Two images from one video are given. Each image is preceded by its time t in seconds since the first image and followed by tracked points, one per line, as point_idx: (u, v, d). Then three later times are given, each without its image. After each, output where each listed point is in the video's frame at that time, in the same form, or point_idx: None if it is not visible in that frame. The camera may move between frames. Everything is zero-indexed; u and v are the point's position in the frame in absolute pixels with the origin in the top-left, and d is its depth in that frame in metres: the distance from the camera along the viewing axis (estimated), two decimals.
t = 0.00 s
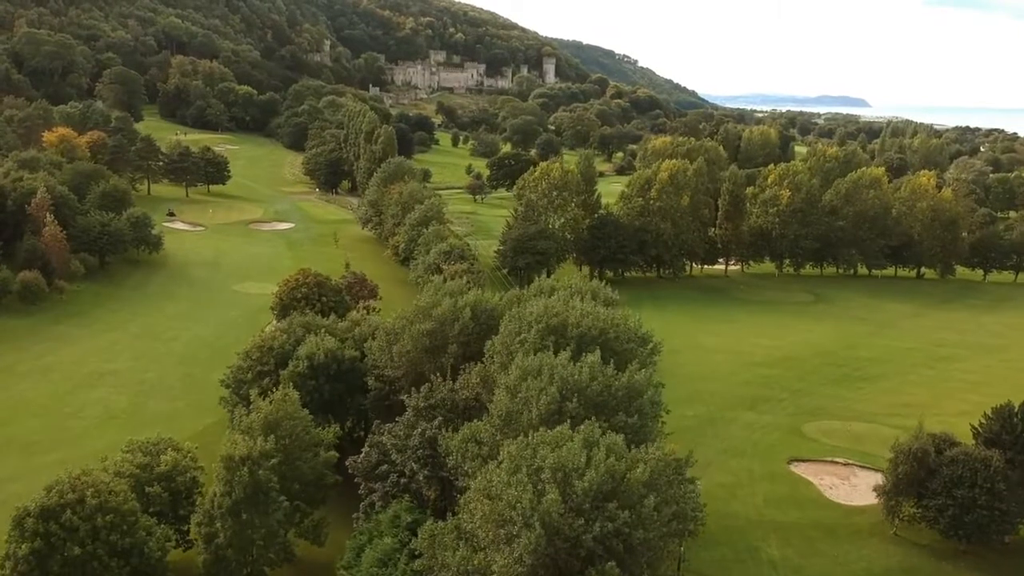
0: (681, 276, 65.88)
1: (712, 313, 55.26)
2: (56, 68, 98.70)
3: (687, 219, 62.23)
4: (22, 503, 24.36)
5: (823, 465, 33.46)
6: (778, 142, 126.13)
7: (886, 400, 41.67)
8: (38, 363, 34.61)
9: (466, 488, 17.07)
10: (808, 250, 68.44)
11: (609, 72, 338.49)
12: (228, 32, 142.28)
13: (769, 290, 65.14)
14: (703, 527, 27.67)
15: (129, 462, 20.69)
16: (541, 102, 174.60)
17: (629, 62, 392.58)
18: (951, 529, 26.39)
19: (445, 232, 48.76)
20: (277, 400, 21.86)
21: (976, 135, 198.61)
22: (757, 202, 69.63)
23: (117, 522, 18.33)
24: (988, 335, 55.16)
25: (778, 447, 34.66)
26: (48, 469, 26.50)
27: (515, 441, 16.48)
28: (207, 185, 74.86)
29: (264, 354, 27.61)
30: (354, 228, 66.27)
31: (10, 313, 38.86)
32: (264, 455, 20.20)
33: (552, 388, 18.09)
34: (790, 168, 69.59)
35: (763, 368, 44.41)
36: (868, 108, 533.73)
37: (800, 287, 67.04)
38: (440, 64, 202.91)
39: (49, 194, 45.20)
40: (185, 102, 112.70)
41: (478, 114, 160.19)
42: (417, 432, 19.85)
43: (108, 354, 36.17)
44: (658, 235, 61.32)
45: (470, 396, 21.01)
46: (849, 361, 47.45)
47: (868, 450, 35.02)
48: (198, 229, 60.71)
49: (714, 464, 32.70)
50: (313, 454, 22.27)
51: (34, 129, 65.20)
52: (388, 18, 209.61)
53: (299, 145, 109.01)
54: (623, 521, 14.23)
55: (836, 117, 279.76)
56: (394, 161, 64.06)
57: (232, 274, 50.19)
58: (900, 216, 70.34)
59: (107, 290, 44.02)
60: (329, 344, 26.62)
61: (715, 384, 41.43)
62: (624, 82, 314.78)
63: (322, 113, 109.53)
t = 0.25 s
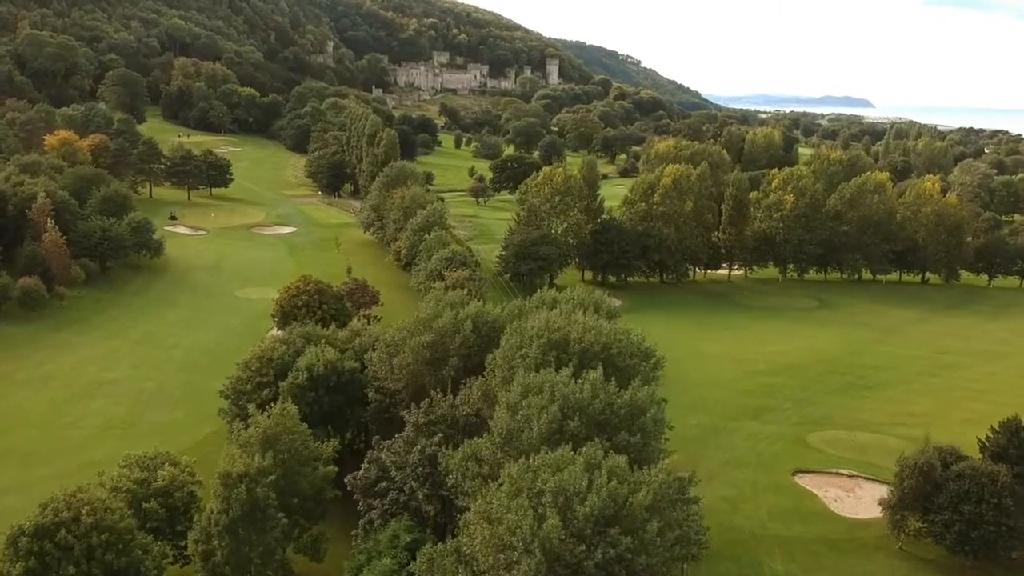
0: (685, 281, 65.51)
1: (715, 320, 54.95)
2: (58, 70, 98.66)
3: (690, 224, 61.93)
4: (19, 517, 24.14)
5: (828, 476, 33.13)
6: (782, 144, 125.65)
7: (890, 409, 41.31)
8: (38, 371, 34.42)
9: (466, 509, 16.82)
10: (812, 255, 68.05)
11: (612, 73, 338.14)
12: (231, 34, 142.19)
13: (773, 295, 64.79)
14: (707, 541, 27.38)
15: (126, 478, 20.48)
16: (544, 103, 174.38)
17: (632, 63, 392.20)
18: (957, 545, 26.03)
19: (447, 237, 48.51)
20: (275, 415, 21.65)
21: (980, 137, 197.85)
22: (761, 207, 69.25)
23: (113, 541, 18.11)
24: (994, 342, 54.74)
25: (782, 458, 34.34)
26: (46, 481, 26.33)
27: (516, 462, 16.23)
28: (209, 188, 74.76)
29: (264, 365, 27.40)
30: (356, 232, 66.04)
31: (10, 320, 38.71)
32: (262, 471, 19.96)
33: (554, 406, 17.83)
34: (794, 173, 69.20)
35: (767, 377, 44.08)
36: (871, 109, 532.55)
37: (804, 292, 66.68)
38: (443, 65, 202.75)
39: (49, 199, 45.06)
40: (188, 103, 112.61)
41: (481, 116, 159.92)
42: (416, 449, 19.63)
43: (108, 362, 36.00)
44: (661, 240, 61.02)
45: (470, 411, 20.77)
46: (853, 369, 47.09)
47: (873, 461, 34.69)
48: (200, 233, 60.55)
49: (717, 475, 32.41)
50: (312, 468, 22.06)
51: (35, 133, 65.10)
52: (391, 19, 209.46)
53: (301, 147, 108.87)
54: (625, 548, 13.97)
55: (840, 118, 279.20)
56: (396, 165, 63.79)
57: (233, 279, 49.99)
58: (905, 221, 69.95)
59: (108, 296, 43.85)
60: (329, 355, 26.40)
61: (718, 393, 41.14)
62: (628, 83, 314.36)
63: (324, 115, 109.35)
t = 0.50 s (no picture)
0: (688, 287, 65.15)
1: (718, 326, 54.61)
2: (61, 72, 98.60)
3: (693, 230, 61.63)
4: (15, 530, 23.91)
5: (832, 488, 32.82)
6: (786, 147, 125.19)
7: (895, 419, 40.97)
8: (37, 378, 34.22)
9: (465, 532, 16.58)
10: (816, 260, 67.66)
11: (615, 74, 337.73)
12: (234, 35, 142.09)
13: (776, 301, 64.42)
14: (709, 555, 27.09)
15: (123, 494, 20.27)
16: (547, 105, 174.16)
17: (635, 63, 391.82)
18: (964, 561, 25.69)
19: (449, 244, 48.24)
20: (274, 430, 21.42)
21: (985, 139, 197.10)
22: (765, 212, 68.86)
23: (109, 560, 17.89)
24: (999, 350, 54.32)
25: (786, 469, 34.04)
26: (44, 492, 26.11)
27: (516, 485, 15.97)
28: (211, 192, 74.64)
29: (263, 377, 27.20)
30: (357, 237, 65.78)
31: (10, 326, 38.54)
32: (260, 488, 19.73)
33: (556, 425, 17.56)
34: (798, 178, 68.80)
35: (771, 385, 43.68)
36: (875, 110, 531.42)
37: (808, 298, 66.29)
38: (446, 66, 202.63)
39: (50, 204, 44.91)
40: (191, 105, 112.51)
41: (484, 117, 159.65)
42: (416, 467, 19.41)
43: (108, 369, 35.80)
44: (664, 245, 60.70)
45: (471, 428, 20.53)
46: (857, 377, 46.74)
47: (877, 472, 34.36)
48: (201, 237, 60.34)
49: (720, 487, 32.10)
50: (311, 484, 21.83)
51: (37, 137, 64.96)
52: (395, 20, 209.32)
53: (304, 149, 108.73)
54: None
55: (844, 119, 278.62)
56: (399, 169, 63.49)
57: (235, 284, 49.77)
58: (909, 226, 69.55)
59: (109, 301, 43.67)
60: (328, 367, 26.17)
61: (721, 402, 40.82)
62: (631, 84, 313.90)
63: (327, 117, 109.18)
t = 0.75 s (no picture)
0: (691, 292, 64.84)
1: (721, 332, 54.35)
2: (64, 74, 98.59)
3: (696, 235, 61.41)
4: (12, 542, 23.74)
5: (835, 499, 32.51)
6: (789, 150, 124.94)
7: (899, 428, 40.63)
8: (36, 386, 34.07)
9: (465, 551, 16.37)
10: (820, 265, 67.35)
11: (618, 75, 337.64)
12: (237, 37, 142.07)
13: (780, 306, 64.11)
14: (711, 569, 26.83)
15: (119, 508, 20.07)
16: (550, 107, 173.95)
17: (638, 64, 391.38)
18: None
19: (451, 249, 48.02)
20: (273, 443, 21.21)
21: (988, 141, 196.57)
22: (768, 216, 68.58)
23: None
24: (1003, 357, 53.98)
25: (789, 479, 33.77)
26: (41, 503, 25.93)
27: (517, 505, 15.73)
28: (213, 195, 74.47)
29: (263, 387, 26.98)
30: (359, 241, 65.60)
31: (10, 333, 38.43)
32: (258, 504, 19.53)
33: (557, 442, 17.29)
34: (801, 183, 68.51)
35: (774, 393, 43.39)
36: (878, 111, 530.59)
37: (812, 303, 65.97)
38: (449, 68, 202.70)
39: (50, 209, 44.80)
40: (193, 107, 112.50)
41: (487, 119, 159.49)
42: (416, 484, 19.19)
43: (107, 376, 35.62)
44: (667, 250, 60.48)
45: (472, 443, 20.31)
46: (861, 385, 46.41)
47: (881, 483, 34.05)
48: (203, 241, 60.22)
49: (723, 497, 31.84)
50: (310, 498, 21.62)
51: (38, 140, 64.89)
52: (398, 22, 209.33)
53: (306, 152, 108.64)
54: None
55: (847, 121, 278.10)
56: (401, 173, 63.23)
57: (236, 290, 49.59)
58: (913, 231, 69.18)
59: (109, 307, 43.54)
60: (328, 378, 25.94)
61: (724, 410, 40.55)
62: (634, 86, 313.79)
63: (329, 119, 109.07)
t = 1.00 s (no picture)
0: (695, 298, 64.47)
1: (724, 339, 54.05)
2: (66, 76, 98.59)
3: (700, 241, 61.16)
4: (9, 555, 23.56)
5: (840, 511, 32.19)
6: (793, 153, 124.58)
7: (904, 437, 40.29)
8: (36, 394, 33.92)
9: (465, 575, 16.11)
10: (824, 271, 67.02)
11: (621, 77, 337.46)
12: (239, 39, 142.04)
13: (784, 312, 63.76)
14: None
15: (116, 524, 19.85)
16: (553, 109, 173.69)
17: (641, 66, 390.83)
18: None
19: (453, 255, 47.76)
20: (272, 459, 21.00)
21: (992, 143, 195.92)
22: (771, 222, 68.29)
23: None
24: (1008, 364, 53.57)
25: (793, 491, 33.47)
26: (39, 515, 25.74)
27: (517, 529, 15.49)
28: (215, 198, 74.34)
29: (262, 399, 26.76)
30: (361, 245, 65.40)
31: (9, 339, 38.29)
32: (257, 521, 19.34)
33: (558, 462, 17.01)
34: (805, 188, 68.18)
35: (778, 402, 43.09)
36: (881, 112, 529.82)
37: (816, 309, 65.58)
38: (452, 69, 202.70)
39: (51, 215, 44.73)
40: (196, 110, 112.47)
41: (490, 121, 159.26)
42: (416, 503, 18.98)
43: (107, 385, 35.42)
44: (670, 256, 60.25)
45: (472, 459, 20.07)
46: (865, 393, 46.10)
47: (887, 494, 33.70)
48: (204, 246, 60.08)
49: (726, 509, 31.56)
50: (309, 513, 21.37)
51: (40, 143, 64.83)
52: (401, 23, 209.32)
53: (309, 154, 108.55)
54: None
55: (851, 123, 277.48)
56: (403, 178, 62.94)
57: (237, 296, 49.41)
58: (918, 236, 68.80)
59: (110, 313, 43.40)
60: (328, 390, 25.69)
61: (728, 420, 40.27)
62: (638, 87, 313.42)
63: (332, 122, 108.96)
